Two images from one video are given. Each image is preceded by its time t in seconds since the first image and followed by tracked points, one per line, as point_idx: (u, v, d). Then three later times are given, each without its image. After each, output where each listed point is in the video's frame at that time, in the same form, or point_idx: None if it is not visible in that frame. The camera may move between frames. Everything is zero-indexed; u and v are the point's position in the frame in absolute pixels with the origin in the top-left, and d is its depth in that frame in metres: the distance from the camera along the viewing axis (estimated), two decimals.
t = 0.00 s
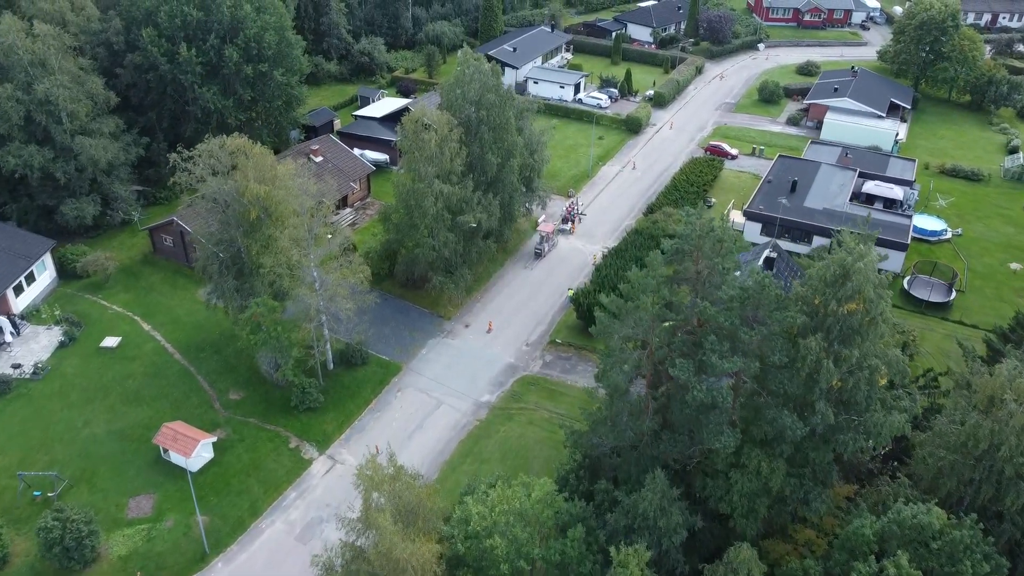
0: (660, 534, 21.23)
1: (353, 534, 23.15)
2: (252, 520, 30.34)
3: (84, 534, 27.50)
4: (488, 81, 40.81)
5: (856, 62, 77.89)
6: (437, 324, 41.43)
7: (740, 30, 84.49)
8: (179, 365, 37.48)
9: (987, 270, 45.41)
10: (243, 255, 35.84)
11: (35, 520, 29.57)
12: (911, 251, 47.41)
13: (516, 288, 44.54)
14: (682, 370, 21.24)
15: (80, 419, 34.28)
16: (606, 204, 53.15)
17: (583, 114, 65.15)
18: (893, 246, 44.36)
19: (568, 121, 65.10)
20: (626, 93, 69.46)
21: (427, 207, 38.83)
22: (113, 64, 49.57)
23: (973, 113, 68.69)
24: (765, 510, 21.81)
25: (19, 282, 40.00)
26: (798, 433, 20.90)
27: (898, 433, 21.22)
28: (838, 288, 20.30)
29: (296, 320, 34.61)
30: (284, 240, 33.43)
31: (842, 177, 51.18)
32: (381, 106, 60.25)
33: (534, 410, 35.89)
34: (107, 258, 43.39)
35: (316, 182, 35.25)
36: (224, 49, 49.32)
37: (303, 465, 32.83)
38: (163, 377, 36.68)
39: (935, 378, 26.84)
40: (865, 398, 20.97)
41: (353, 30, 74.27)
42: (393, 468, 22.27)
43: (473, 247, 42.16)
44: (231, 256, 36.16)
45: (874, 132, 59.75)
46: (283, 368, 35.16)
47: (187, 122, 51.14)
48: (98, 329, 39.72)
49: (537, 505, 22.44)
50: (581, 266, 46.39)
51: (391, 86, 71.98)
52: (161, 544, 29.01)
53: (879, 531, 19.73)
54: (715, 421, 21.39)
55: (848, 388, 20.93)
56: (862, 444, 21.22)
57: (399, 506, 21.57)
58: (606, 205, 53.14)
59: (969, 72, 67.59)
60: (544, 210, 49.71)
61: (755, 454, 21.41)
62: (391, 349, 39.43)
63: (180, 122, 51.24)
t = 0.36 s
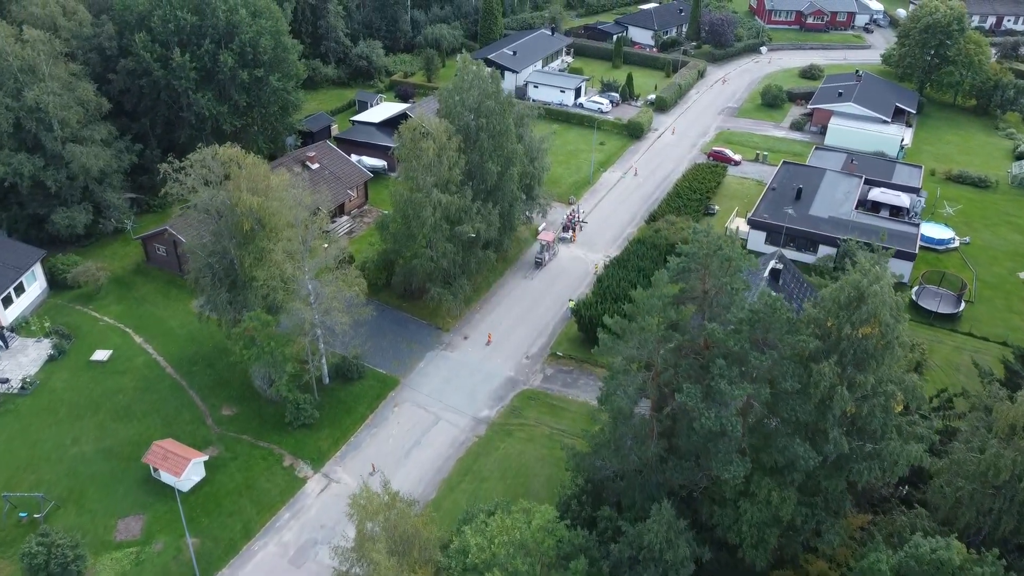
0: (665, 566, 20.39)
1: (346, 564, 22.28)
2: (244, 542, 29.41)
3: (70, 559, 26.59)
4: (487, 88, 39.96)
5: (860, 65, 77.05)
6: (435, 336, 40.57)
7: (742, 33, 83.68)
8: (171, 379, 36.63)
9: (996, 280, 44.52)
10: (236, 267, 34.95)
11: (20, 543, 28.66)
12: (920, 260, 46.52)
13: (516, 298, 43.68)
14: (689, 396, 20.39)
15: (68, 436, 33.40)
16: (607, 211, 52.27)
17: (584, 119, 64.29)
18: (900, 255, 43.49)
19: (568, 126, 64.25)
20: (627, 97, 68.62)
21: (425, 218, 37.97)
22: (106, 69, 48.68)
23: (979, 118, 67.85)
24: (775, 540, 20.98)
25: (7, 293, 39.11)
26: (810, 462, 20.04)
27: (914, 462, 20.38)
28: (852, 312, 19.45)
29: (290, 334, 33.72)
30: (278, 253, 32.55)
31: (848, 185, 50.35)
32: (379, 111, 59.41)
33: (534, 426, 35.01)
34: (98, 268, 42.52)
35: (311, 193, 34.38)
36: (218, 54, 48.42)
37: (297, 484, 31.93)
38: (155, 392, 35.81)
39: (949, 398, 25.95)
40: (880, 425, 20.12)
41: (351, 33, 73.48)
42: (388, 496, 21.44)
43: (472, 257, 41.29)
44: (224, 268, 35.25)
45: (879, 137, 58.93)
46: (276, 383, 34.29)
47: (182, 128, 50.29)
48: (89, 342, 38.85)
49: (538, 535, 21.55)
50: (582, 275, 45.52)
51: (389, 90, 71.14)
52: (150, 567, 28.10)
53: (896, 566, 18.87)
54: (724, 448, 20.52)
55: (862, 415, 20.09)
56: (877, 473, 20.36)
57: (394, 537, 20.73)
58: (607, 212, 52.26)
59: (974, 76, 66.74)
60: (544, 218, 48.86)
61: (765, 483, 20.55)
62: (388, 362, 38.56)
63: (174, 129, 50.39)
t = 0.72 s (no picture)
0: None
1: None
2: (236, 564, 28.49)
3: None
4: (487, 95, 39.10)
5: (864, 69, 76.19)
6: (433, 349, 39.70)
7: (744, 35, 82.83)
8: (162, 394, 35.75)
9: (1006, 290, 43.67)
10: (229, 280, 34.05)
11: (4, 567, 27.75)
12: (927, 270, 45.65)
13: (516, 309, 42.80)
14: (697, 424, 19.50)
15: (56, 454, 32.51)
16: (609, 219, 51.38)
17: (584, 124, 63.43)
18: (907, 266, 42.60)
19: (569, 131, 63.36)
20: (628, 101, 67.77)
21: (423, 228, 37.08)
22: (99, 75, 47.76)
23: (985, 123, 67.00)
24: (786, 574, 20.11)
25: None
26: (824, 494, 19.18)
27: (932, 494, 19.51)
28: (869, 337, 18.59)
29: (284, 349, 32.84)
30: (271, 266, 31.64)
31: (853, 192, 49.49)
32: (377, 116, 58.58)
33: (534, 443, 34.12)
34: (89, 279, 41.63)
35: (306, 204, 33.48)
36: (213, 59, 47.53)
37: (291, 503, 31.02)
38: (146, 408, 34.93)
39: (965, 420, 25.09)
40: (896, 455, 19.27)
41: (349, 36, 72.63)
42: (383, 527, 20.57)
43: (471, 268, 40.40)
44: (216, 281, 34.34)
45: (885, 143, 58.10)
46: (270, 400, 33.41)
47: (175, 134, 49.42)
48: (79, 355, 37.96)
49: (538, 567, 20.68)
50: (583, 285, 44.66)
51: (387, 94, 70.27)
52: None
53: None
54: (733, 478, 19.64)
55: (877, 444, 19.23)
56: (893, 505, 19.49)
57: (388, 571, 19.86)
58: (609, 219, 51.37)
59: (980, 80, 65.91)
60: (544, 227, 47.98)
61: (776, 515, 19.69)
62: (385, 376, 37.68)
63: (168, 135, 49.53)
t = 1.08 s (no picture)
0: None
1: None
2: None
3: None
4: (485, 103, 38.24)
5: (867, 73, 75.31)
6: (431, 362, 38.85)
7: (746, 39, 81.95)
8: (153, 410, 34.87)
9: (1016, 301, 42.78)
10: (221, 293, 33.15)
11: None
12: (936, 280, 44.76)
13: (516, 321, 41.94)
14: (705, 454, 18.62)
15: (43, 473, 31.63)
16: (610, 226, 50.50)
17: (585, 129, 62.56)
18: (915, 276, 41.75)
19: (570, 136, 62.50)
20: (629, 106, 66.93)
21: (421, 240, 36.19)
22: (91, 80, 46.89)
23: (991, 128, 66.11)
24: None
25: None
26: (838, 528, 18.31)
27: (951, 529, 18.65)
28: (886, 365, 17.70)
29: (277, 365, 31.97)
30: (263, 280, 30.73)
31: (859, 200, 48.64)
32: (375, 122, 57.74)
33: (535, 461, 33.25)
34: (80, 290, 40.75)
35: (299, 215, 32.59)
36: (207, 65, 46.69)
37: (284, 524, 30.13)
38: (136, 424, 34.04)
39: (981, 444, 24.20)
40: (913, 488, 18.40)
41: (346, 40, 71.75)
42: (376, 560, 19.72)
43: (470, 279, 39.55)
44: (207, 295, 33.43)
45: (890, 149, 57.25)
46: (263, 416, 32.52)
47: (169, 141, 48.56)
48: (69, 369, 37.09)
49: None
50: (585, 296, 43.80)
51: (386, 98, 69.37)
52: None
53: None
54: (743, 512, 18.75)
55: (894, 476, 18.36)
56: (911, 540, 18.61)
57: None
58: (610, 227, 50.49)
59: (986, 84, 65.02)
60: (545, 235, 47.13)
61: (787, 550, 18.82)
62: (382, 391, 36.82)
63: (162, 142, 48.68)
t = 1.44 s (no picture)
0: None
1: None
2: None
3: None
4: (485, 111, 37.40)
5: (871, 77, 74.48)
6: (429, 376, 37.98)
7: (749, 42, 81.11)
8: (144, 426, 34.03)
9: None
10: (213, 308, 32.27)
11: None
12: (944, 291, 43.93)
13: (516, 333, 41.06)
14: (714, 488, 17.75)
15: (29, 493, 30.76)
16: (612, 234, 49.64)
17: (586, 134, 61.73)
18: (922, 287, 40.91)
19: (571, 142, 61.64)
20: (631, 110, 66.10)
21: (418, 252, 35.34)
22: (83, 87, 46.02)
23: (997, 133, 65.24)
24: None
25: None
26: (854, 567, 17.46)
27: (971, 567, 17.80)
28: (905, 396, 16.85)
29: (270, 382, 31.13)
30: (255, 295, 29.85)
31: (864, 208, 47.78)
32: (373, 128, 56.93)
33: (535, 479, 32.36)
34: (70, 302, 39.88)
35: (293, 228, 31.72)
36: (202, 71, 45.84)
37: (276, 547, 29.24)
38: (126, 442, 33.18)
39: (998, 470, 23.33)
40: (932, 525, 17.56)
41: (344, 43, 70.92)
42: None
43: (468, 291, 38.71)
44: (199, 309, 32.54)
45: (896, 155, 56.46)
46: (255, 435, 31.66)
47: (162, 148, 47.70)
48: (58, 384, 36.22)
49: None
50: (586, 307, 42.93)
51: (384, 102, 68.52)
52: None
53: None
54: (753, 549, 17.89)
55: (912, 513, 17.51)
56: None
57: None
58: (612, 235, 49.62)
59: (991, 89, 64.18)
60: (545, 245, 46.27)
61: None
62: (378, 406, 35.95)
63: (156, 149, 47.82)
